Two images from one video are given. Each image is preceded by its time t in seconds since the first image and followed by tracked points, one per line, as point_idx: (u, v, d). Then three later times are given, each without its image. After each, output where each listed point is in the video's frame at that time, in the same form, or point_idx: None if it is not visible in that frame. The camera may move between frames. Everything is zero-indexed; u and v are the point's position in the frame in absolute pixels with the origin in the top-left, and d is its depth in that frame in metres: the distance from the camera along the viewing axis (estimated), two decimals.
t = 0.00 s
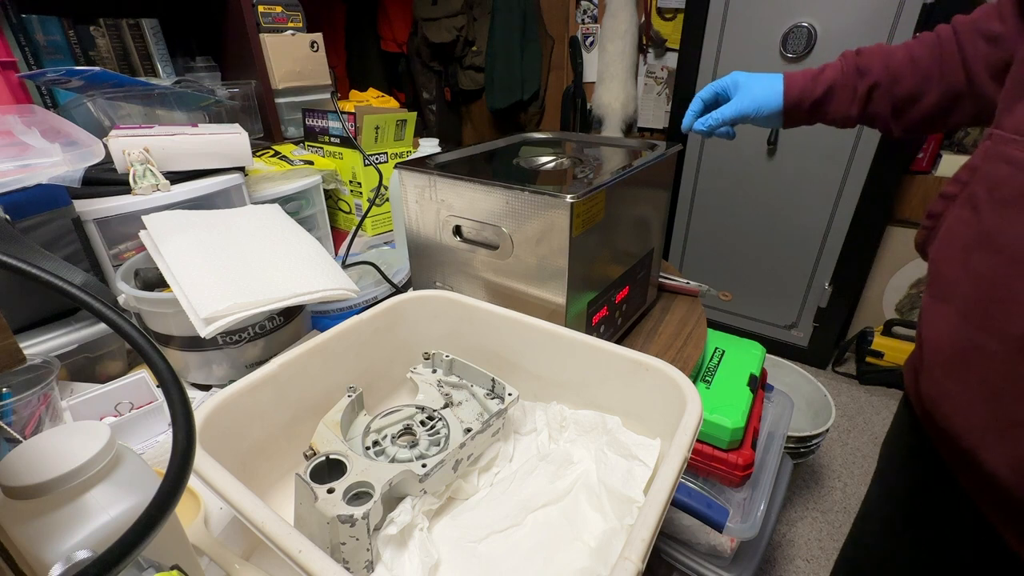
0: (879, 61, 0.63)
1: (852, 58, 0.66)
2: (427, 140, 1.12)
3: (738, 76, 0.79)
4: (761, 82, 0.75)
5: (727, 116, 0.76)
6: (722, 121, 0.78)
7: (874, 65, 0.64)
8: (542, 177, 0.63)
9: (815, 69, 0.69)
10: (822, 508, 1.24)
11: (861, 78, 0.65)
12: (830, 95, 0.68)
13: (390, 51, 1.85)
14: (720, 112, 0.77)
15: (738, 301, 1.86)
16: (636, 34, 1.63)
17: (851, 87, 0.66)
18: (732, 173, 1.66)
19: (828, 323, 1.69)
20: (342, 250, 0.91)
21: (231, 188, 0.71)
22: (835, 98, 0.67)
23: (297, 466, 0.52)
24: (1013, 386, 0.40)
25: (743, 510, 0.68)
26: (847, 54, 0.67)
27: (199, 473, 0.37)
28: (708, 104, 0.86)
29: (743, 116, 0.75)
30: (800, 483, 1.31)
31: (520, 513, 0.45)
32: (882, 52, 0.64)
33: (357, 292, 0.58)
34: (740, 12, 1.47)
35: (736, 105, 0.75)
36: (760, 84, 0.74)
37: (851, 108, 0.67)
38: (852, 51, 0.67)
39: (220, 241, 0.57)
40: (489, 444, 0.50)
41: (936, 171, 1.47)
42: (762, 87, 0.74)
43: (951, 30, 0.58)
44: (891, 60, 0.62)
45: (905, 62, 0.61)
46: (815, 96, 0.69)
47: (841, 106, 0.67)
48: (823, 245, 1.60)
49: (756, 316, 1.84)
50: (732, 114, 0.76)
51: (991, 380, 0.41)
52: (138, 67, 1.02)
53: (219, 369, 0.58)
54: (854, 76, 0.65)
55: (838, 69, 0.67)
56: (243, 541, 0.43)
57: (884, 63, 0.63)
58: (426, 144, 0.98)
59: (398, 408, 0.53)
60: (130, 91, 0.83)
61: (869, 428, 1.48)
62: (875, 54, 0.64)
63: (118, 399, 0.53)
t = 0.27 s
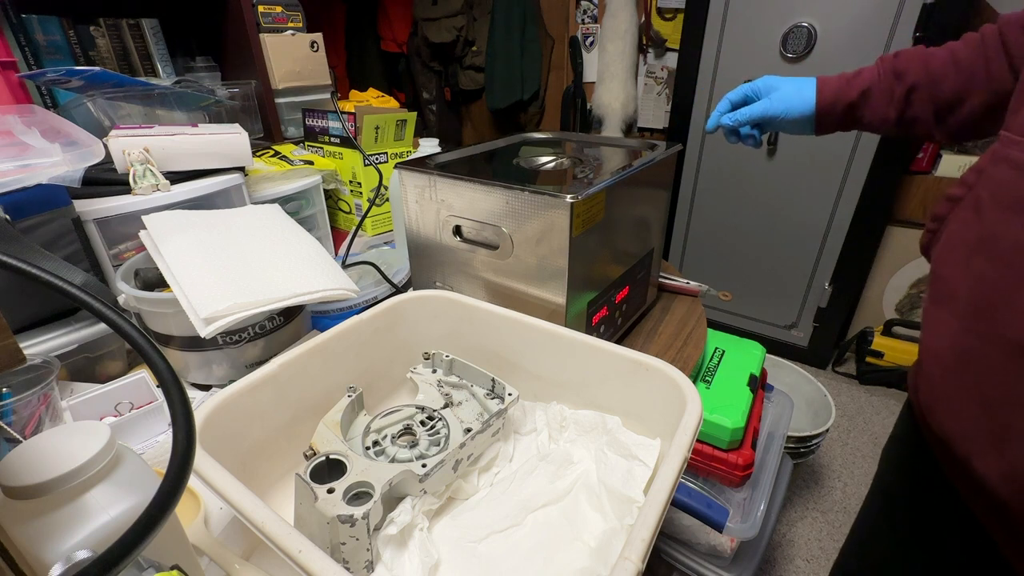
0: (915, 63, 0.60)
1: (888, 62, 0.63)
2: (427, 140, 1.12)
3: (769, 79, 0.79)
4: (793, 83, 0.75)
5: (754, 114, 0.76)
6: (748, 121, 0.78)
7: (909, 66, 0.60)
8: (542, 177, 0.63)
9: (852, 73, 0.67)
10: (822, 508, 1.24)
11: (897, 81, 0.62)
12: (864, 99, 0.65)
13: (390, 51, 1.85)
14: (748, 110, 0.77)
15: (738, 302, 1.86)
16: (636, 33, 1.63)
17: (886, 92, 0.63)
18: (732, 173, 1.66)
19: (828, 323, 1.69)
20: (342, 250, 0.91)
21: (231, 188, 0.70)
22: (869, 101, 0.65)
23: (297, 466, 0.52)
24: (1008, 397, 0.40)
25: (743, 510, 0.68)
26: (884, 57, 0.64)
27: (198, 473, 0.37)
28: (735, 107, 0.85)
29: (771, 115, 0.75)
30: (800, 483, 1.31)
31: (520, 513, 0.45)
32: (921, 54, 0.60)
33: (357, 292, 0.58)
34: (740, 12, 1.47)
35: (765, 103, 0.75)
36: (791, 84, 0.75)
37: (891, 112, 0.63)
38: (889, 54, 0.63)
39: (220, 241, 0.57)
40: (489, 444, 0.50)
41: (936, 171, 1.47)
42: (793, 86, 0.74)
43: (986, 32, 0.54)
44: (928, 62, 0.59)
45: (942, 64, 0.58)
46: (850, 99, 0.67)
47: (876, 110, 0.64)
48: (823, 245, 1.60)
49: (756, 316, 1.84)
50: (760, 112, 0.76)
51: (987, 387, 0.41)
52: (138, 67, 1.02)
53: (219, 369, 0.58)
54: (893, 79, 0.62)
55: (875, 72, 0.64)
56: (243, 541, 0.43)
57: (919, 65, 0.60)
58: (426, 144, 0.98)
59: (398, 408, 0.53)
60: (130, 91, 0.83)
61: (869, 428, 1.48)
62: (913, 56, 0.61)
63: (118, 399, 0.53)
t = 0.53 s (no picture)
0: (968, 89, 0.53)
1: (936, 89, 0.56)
2: (427, 140, 1.12)
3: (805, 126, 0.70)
4: (835, 123, 0.66)
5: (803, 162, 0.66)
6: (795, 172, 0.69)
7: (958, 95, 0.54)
8: (542, 177, 0.63)
9: (896, 107, 0.60)
10: (822, 508, 1.24)
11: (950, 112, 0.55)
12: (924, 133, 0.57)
13: (390, 51, 1.85)
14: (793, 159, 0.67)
15: (738, 301, 1.86)
16: (636, 34, 1.63)
17: (944, 123, 0.55)
18: (733, 173, 1.66)
19: (828, 323, 1.69)
20: (342, 250, 0.91)
21: (231, 188, 0.70)
22: (924, 134, 0.57)
23: (297, 466, 0.52)
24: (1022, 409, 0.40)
25: (743, 510, 0.68)
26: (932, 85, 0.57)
27: (198, 473, 0.37)
28: (772, 160, 0.76)
29: (822, 158, 0.65)
30: (800, 483, 1.31)
31: (520, 513, 0.45)
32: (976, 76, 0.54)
33: (357, 292, 0.58)
34: (740, 13, 1.48)
35: (812, 147, 0.65)
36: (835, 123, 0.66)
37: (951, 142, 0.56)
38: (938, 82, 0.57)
39: (220, 241, 0.57)
40: (489, 444, 0.50)
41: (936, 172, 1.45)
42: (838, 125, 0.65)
43: None
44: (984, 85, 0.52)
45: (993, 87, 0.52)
46: (901, 135, 0.59)
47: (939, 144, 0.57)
48: (823, 245, 1.60)
49: (757, 316, 1.84)
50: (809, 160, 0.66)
51: (998, 408, 0.41)
52: (138, 67, 1.02)
53: (219, 369, 0.58)
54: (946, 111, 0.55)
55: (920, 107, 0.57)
56: (243, 541, 0.43)
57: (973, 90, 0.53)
58: (426, 144, 0.98)
59: (398, 408, 0.53)
60: (130, 91, 0.83)
61: (869, 428, 1.48)
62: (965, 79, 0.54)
63: (117, 399, 0.53)
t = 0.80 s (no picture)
0: None
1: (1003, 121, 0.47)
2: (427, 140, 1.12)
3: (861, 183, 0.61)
4: (895, 176, 0.57)
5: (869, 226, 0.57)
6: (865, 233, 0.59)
7: None
8: (542, 177, 0.63)
9: (961, 147, 0.51)
10: (822, 508, 1.24)
11: None
12: (1008, 171, 0.47)
13: (390, 51, 1.85)
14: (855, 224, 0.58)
15: (738, 301, 1.86)
16: (636, 34, 1.63)
17: None
18: (733, 173, 1.66)
19: (828, 323, 1.69)
20: (342, 250, 0.91)
21: (231, 188, 0.70)
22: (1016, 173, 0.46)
23: (297, 466, 0.52)
24: None
25: (743, 510, 0.68)
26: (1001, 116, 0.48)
27: (198, 473, 0.37)
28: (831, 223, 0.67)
29: (894, 219, 0.55)
30: (800, 483, 1.31)
31: (520, 513, 0.45)
32: None
33: (357, 292, 0.58)
34: (740, 12, 1.48)
35: (877, 209, 0.56)
36: (898, 176, 0.56)
37: None
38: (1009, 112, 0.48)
39: (220, 242, 0.57)
40: (489, 444, 0.50)
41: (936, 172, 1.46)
42: (903, 178, 0.56)
43: None
44: None
45: None
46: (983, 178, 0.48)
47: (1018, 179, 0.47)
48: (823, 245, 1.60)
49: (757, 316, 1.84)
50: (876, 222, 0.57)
51: None
52: (138, 67, 1.02)
53: (219, 369, 0.58)
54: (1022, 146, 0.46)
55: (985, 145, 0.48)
56: (243, 541, 0.43)
57: None
58: (426, 144, 0.98)
59: (398, 408, 0.53)
60: (130, 91, 0.83)
61: (869, 428, 1.48)
62: None
63: (118, 399, 0.53)
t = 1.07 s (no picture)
0: None
1: None
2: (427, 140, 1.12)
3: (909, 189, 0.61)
4: (944, 181, 0.57)
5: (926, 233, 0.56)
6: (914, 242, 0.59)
7: None
8: (542, 177, 0.63)
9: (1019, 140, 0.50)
10: (822, 508, 1.24)
11: None
12: None
13: (390, 51, 1.85)
14: (909, 231, 0.58)
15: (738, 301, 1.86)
16: (636, 34, 1.63)
17: None
18: (733, 173, 1.66)
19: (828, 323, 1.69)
20: (342, 250, 0.91)
21: (231, 188, 0.70)
22: None
23: (297, 466, 0.52)
24: None
25: (743, 510, 0.68)
26: None
27: (198, 472, 0.37)
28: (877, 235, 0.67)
29: (952, 225, 0.55)
30: (800, 483, 1.31)
31: (520, 513, 0.45)
32: None
33: (357, 292, 0.58)
34: (740, 12, 1.48)
35: (933, 215, 0.56)
36: (951, 181, 0.56)
37: None
38: None
39: (220, 242, 0.57)
40: (489, 444, 0.50)
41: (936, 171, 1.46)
42: (957, 182, 0.55)
43: None
44: None
45: None
46: None
47: None
48: (823, 245, 1.60)
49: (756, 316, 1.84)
50: (933, 230, 0.56)
51: None
52: (138, 67, 1.02)
53: (219, 369, 0.58)
54: None
55: None
56: (243, 541, 0.43)
57: None
58: (426, 144, 0.98)
59: (398, 408, 0.53)
60: (130, 91, 0.83)
61: (869, 428, 1.48)
62: None
63: (117, 399, 0.53)
